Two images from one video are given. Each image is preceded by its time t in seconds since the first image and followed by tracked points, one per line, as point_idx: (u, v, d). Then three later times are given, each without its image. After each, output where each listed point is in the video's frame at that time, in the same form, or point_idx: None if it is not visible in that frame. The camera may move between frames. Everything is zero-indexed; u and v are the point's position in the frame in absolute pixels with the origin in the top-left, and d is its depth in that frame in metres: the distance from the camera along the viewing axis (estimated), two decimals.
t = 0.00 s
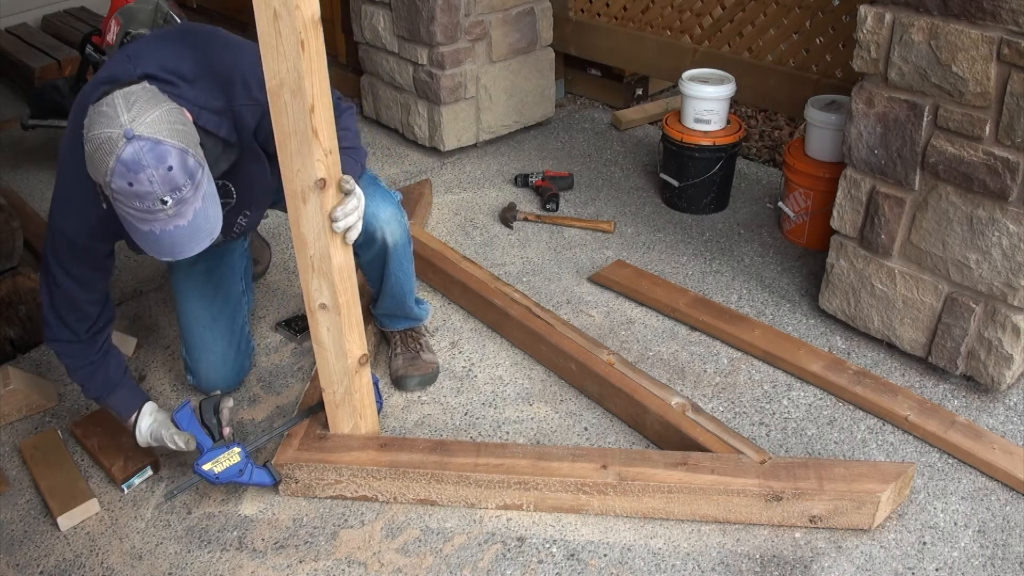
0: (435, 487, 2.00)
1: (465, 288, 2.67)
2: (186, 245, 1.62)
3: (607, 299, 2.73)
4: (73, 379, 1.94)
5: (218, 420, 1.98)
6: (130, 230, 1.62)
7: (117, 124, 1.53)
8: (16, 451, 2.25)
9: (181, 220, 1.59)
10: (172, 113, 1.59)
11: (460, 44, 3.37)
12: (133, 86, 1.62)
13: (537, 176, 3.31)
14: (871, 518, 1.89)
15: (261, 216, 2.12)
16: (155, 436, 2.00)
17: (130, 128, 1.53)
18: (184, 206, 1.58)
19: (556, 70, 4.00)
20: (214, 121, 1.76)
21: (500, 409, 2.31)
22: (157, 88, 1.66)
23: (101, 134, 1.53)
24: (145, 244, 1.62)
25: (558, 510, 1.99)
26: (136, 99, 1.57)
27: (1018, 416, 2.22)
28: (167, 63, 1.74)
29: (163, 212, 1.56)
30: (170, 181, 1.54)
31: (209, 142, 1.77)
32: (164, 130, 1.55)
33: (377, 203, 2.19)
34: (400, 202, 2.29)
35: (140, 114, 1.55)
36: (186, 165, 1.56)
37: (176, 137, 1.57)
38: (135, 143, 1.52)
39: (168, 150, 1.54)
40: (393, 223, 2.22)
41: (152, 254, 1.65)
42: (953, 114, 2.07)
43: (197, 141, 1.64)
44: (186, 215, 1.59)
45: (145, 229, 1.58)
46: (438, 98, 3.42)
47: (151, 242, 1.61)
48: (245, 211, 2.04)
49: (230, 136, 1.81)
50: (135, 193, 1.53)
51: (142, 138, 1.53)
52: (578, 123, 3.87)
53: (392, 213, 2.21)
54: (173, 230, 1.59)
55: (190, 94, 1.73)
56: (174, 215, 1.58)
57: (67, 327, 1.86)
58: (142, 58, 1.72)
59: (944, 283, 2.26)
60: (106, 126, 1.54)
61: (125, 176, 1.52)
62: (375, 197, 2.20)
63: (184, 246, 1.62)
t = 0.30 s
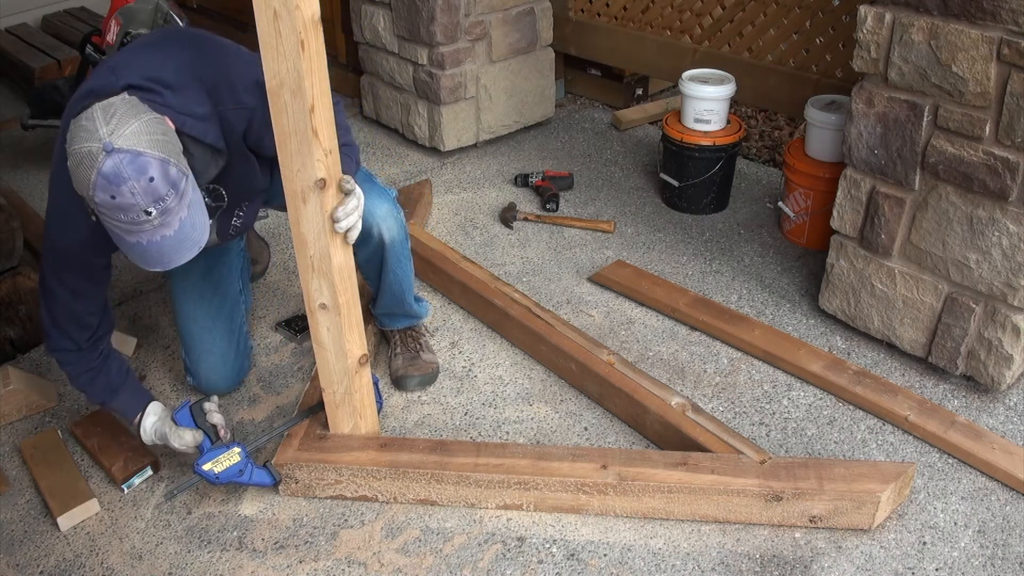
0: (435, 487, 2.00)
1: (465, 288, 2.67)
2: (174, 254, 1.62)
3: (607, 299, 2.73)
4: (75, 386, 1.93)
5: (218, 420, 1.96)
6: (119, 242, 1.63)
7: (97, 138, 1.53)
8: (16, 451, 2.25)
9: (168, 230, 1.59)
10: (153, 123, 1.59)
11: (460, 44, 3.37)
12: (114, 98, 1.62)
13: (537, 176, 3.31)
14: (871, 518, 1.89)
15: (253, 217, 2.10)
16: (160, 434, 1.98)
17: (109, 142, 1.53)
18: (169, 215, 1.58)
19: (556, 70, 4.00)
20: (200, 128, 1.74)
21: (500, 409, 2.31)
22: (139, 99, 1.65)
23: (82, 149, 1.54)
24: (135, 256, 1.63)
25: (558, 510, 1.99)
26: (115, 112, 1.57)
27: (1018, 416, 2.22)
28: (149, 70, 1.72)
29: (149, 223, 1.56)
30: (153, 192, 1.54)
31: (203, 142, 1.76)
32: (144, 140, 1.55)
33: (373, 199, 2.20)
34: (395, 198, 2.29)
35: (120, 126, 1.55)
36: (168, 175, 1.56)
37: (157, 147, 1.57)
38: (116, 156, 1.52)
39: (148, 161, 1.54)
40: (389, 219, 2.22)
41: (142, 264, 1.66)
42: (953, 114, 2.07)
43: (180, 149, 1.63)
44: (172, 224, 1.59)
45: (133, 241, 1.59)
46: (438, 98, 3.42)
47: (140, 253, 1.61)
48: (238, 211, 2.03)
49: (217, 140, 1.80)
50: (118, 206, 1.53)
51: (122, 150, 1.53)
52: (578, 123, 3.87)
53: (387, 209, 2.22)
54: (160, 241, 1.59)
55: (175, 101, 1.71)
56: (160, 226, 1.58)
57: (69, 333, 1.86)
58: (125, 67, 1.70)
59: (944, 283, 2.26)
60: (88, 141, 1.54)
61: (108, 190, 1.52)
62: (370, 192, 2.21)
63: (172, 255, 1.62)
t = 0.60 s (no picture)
0: (435, 487, 2.00)
1: (465, 288, 2.67)
2: (171, 261, 1.63)
3: (607, 299, 2.73)
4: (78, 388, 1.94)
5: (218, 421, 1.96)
6: (117, 248, 1.63)
7: (93, 146, 1.53)
8: (16, 451, 2.25)
9: (165, 236, 1.59)
10: (149, 130, 1.58)
11: (460, 44, 3.37)
12: (109, 104, 1.61)
13: (537, 176, 3.31)
14: (872, 518, 1.89)
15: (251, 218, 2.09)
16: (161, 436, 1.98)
17: (105, 150, 1.52)
18: (167, 222, 1.58)
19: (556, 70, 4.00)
20: (196, 131, 1.73)
21: (500, 409, 2.31)
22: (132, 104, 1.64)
23: (78, 157, 1.53)
24: (133, 262, 1.63)
25: (557, 510, 1.99)
26: (110, 118, 1.56)
27: (1018, 416, 2.22)
28: (145, 74, 1.71)
29: (146, 230, 1.57)
30: (149, 200, 1.54)
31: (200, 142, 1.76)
32: (140, 148, 1.55)
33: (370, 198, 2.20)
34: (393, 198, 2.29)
35: (115, 134, 1.54)
36: (165, 183, 1.56)
37: (153, 154, 1.56)
38: (111, 165, 1.52)
39: (145, 169, 1.54)
40: (387, 219, 2.22)
41: (141, 270, 1.66)
42: (953, 114, 2.07)
43: (175, 154, 1.62)
44: (169, 231, 1.59)
45: (130, 248, 1.59)
46: (438, 98, 3.42)
47: (138, 260, 1.62)
48: (236, 212, 2.02)
49: (215, 142, 1.79)
50: (115, 215, 1.54)
51: (118, 159, 1.52)
52: (579, 123, 3.87)
53: (385, 208, 2.22)
54: (158, 247, 1.60)
55: (171, 105, 1.70)
56: (157, 232, 1.58)
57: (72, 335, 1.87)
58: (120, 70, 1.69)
59: (944, 283, 2.26)
60: (83, 149, 1.54)
61: (104, 198, 1.53)
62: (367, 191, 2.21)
63: (170, 261, 1.63)
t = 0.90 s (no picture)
0: (435, 487, 2.00)
1: (465, 288, 2.67)
2: (178, 245, 1.63)
3: (607, 299, 2.73)
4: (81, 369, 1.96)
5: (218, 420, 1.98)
6: (123, 234, 1.63)
7: (99, 131, 1.53)
8: (16, 451, 2.25)
9: (172, 221, 1.59)
10: (154, 114, 1.58)
11: (460, 44, 3.37)
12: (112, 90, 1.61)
13: (537, 176, 3.31)
14: (871, 518, 1.89)
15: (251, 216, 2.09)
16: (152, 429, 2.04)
17: (112, 134, 1.52)
18: (174, 206, 1.58)
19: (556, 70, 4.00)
20: (198, 120, 1.73)
21: (500, 409, 2.31)
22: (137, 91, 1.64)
23: (85, 143, 1.53)
24: (140, 247, 1.63)
25: (557, 510, 1.99)
26: (116, 104, 1.56)
27: (1018, 416, 2.22)
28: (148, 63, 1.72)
29: (153, 214, 1.57)
30: (156, 184, 1.54)
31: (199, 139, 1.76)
32: (146, 132, 1.55)
33: (372, 199, 2.20)
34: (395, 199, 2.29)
35: (121, 119, 1.54)
36: (172, 166, 1.56)
37: (160, 138, 1.56)
38: (118, 149, 1.52)
39: (151, 153, 1.54)
40: (388, 220, 2.22)
41: (147, 256, 1.66)
42: (953, 114, 2.07)
43: (180, 138, 1.63)
44: (176, 215, 1.60)
45: (137, 233, 1.59)
46: (438, 98, 3.42)
47: (145, 245, 1.62)
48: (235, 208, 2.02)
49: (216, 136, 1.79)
50: (122, 199, 1.54)
51: (124, 143, 1.52)
52: (579, 123, 3.87)
53: (386, 209, 2.22)
54: (166, 232, 1.60)
55: (173, 92, 1.70)
56: (165, 217, 1.58)
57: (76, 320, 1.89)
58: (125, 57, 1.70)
59: (944, 283, 2.26)
60: (89, 134, 1.54)
61: (111, 182, 1.53)
62: (369, 192, 2.21)
63: (177, 246, 1.63)
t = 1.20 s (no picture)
0: (435, 487, 2.00)
1: (465, 288, 2.67)
2: (185, 232, 1.63)
3: (607, 299, 2.73)
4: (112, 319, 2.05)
5: (218, 420, 1.97)
6: (130, 218, 1.64)
7: (109, 115, 1.53)
8: (16, 451, 2.25)
9: (180, 208, 1.60)
10: (164, 100, 1.59)
11: (460, 44, 3.37)
12: (125, 75, 1.62)
13: (537, 176, 3.31)
14: (871, 518, 1.89)
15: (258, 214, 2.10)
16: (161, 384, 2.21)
17: (122, 118, 1.53)
18: (182, 193, 1.59)
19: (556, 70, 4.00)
20: (209, 113, 1.75)
21: (500, 409, 2.31)
22: (148, 78, 1.65)
23: (95, 126, 1.54)
24: (146, 233, 1.63)
25: (557, 510, 1.99)
26: (127, 90, 1.57)
27: (1018, 416, 2.22)
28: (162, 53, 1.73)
29: (161, 200, 1.57)
30: (165, 169, 1.54)
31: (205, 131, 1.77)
32: (156, 117, 1.55)
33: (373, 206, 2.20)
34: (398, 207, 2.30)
35: (131, 104, 1.55)
36: (181, 152, 1.56)
37: (170, 124, 1.57)
38: (128, 134, 1.52)
39: (161, 139, 1.54)
40: (389, 225, 2.22)
41: (153, 241, 1.66)
42: (953, 114, 2.07)
43: (190, 125, 1.63)
44: (184, 202, 1.60)
45: (145, 218, 1.60)
46: (438, 98, 3.42)
47: (151, 230, 1.62)
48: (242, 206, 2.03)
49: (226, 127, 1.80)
50: (131, 183, 1.54)
51: (134, 127, 1.53)
52: (579, 123, 3.87)
53: (388, 215, 2.22)
54: (173, 218, 1.60)
55: (184, 84, 1.72)
56: (172, 203, 1.58)
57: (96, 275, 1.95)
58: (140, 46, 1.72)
59: (944, 283, 2.26)
60: (100, 118, 1.54)
61: (120, 167, 1.53)
62: (372, 198, 2.21)
63: (183, 233, 1.63)
